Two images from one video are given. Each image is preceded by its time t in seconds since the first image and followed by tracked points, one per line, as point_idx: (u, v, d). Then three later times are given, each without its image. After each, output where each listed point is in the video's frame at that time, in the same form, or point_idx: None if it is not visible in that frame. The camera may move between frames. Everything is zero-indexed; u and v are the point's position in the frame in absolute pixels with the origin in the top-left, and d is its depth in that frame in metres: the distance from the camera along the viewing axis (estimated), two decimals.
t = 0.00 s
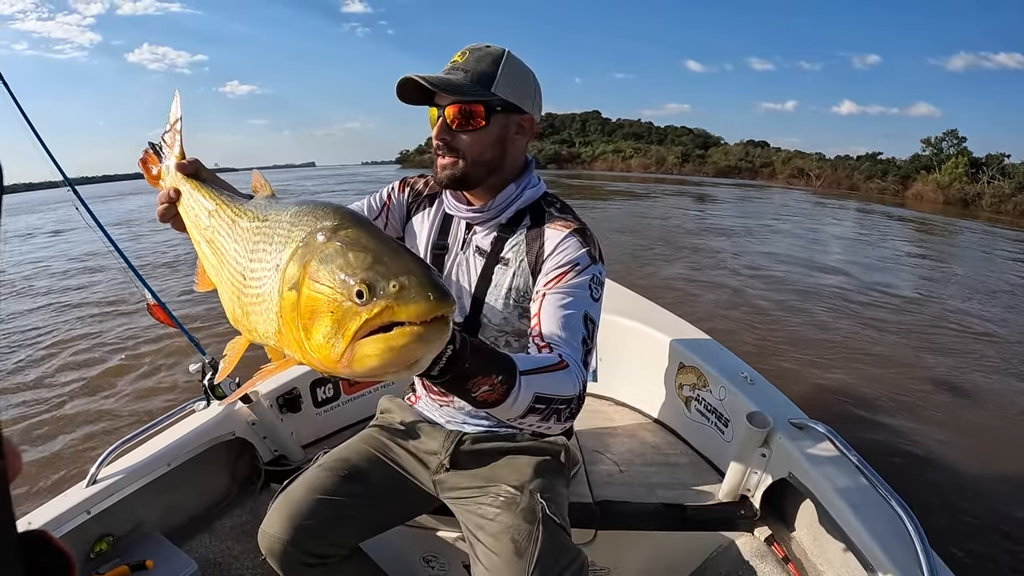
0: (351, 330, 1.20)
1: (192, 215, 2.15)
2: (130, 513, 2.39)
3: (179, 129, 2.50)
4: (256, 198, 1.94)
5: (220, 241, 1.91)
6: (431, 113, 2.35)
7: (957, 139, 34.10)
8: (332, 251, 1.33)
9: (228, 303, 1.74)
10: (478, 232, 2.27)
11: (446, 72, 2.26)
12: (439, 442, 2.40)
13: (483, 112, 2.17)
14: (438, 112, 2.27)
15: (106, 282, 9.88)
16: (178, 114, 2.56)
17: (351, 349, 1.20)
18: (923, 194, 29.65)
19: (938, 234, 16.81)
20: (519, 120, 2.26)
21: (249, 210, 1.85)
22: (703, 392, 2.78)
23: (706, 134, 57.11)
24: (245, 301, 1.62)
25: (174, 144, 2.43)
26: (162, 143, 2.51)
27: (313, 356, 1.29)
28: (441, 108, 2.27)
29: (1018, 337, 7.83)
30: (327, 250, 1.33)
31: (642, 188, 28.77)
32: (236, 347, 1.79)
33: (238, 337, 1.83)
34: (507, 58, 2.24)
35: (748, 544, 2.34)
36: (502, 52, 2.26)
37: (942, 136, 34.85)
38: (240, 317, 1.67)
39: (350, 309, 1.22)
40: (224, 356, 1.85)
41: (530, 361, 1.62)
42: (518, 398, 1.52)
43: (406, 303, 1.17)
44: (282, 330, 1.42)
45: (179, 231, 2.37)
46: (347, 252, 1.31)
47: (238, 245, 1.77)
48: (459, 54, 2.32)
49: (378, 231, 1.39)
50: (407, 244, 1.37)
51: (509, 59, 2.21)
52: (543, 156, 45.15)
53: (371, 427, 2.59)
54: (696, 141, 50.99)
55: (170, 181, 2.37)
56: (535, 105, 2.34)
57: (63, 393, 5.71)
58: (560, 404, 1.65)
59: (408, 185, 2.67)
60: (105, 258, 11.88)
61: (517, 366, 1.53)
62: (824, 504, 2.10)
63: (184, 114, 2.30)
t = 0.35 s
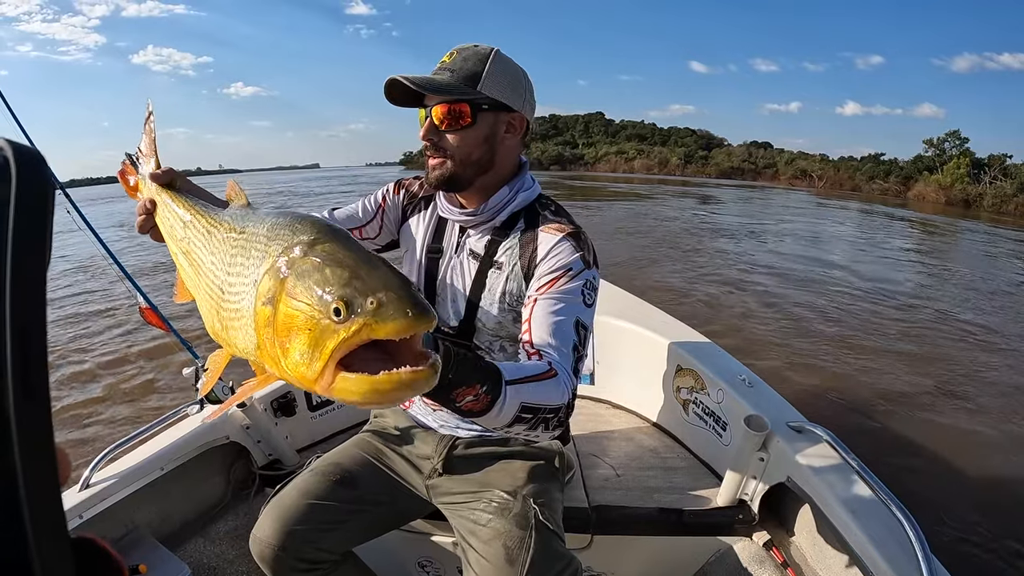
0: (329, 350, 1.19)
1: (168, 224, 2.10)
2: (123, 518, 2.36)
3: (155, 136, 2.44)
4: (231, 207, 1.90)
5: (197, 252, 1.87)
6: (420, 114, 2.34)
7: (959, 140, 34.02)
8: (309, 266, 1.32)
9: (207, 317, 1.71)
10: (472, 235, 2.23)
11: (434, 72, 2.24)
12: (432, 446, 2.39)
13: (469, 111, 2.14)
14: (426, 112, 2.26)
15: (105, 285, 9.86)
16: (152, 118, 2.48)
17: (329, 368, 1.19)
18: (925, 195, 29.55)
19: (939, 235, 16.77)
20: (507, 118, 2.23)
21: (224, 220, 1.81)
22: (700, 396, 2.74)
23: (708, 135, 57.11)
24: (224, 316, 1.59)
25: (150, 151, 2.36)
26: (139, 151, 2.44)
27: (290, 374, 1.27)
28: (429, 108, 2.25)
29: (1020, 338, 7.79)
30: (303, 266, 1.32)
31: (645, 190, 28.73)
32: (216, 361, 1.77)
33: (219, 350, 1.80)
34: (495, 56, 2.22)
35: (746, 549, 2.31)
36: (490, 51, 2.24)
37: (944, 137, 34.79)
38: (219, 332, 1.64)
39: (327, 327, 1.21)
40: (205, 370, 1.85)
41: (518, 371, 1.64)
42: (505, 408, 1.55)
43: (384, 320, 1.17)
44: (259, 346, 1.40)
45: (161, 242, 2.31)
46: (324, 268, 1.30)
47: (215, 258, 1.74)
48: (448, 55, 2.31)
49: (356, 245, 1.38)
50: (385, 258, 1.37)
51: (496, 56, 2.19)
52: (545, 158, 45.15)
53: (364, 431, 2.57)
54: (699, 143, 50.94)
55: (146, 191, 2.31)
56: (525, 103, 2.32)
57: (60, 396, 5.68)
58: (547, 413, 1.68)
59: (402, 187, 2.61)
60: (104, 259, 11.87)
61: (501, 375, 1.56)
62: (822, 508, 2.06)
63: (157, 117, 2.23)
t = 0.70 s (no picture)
0: (306, 386, 1.19)
1: (158, 230, 2.09)
2: (122, 518, 2.36)
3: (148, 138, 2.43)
4: (216, 216, 1.89)
5: (183, 262, 1.86)
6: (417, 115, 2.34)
7: (962, 141, 33.91)
8: (286, 297, 1.31)
9: (193, 329, 1.71)
10: (469, 237, 2.23)
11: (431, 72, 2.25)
12: (431, 448, 2.38)
13: (464, 110, 2.14)
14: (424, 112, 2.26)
15: (106, 286, 9.87)
16: (144, 119, 2.47)
17: (307, 404, 1.19)
18: (928, 196, 29.48)
19: (942, 236, 16.70)
20: (503, 117, 2.23)
21: (209, 231, 1.81)
22: (700, 398, 2.73)
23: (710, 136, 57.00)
24: (209, 332, 1.59)
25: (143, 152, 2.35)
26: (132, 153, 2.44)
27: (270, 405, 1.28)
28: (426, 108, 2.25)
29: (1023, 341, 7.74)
30: (280, 298, 1.31)
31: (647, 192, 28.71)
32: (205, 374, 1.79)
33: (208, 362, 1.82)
34: (490, 56, 2.22)
35: (746, 552, 2.28)
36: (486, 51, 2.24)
37: (947, 138, 34.67)
38: (204, 347, 1.64)
39: (304, 362, 1.21)
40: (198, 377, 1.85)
41: (510, 378, 1.63)
42: (496, 416, 1.55)
43: (360, 361, 1.16)
44: (242, 370, 1.41)
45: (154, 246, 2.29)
46: (301, 301, 1.28)
47: (200, 271, 1.73)
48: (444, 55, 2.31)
49: (335, 273, 1.37)
50: (364, 287, 1.35)
51: (491, 56, 2.19)
52: (548, 159, 45.14)
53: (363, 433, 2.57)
54: (701, 144, 50.96)
55: (139, 195, 2.31)
56: (522, 103, 2.31)
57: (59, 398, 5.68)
58: (539, 420, 1.67)
59: (401, 189, 2.60)
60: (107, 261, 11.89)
61: (493, 384, 1.56)
62: (823, 511, 2.04)
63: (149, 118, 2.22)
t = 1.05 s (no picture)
0: (299, 388, 1.19)
1: (157, 227, 2.09)
2: (121, 518, 2.36)
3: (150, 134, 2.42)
4: (217, 214, 1.89)
5: (180, 259, 1.86)
6: (425, 108, 2.34)
7: (963, 142, 33.85)
8: (283, 299, 1.31)
9: (187, 327, 1.71)
10: (468, 238, 2.23)
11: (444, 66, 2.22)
12: (430, 449, 2.38)
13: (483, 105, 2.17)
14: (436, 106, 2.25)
15: (109, 287, 9.92)
16: (147, 114, 2.47)
17: (299, 406, 1.19)
18: (929, 197, 29.41)
19: (944, 237, 16.66)
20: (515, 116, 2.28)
21: (207, 229, 1.81)
22: (700, 399, 2.73)
23: (713, 137, 56.98)
24: (203, 330, 1.59)
25: (146, 147, 2.35)
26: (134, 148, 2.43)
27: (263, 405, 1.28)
28: (439, 102, 2.25)
29: None
30: (276, 299, 1.31)
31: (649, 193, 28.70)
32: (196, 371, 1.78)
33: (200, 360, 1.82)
34: (501, 58, 2.26)
35: (746, 553, 2.27)
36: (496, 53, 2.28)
37: (950, 139, 34.60)
38: (199, 344, 1.64)
39: (298, 365, 1.21)
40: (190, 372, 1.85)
41: (504, 380, 1.63)
42: (491, 418, 1.55)
43: (354, 366, 1.16)
44: (235, 370, 1.41)
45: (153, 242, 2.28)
46: (297, 303, 1.28)
47: (196, 268, 1.73)
48: (451, 52, 2.30)
49: (333, 278, 1.37)
50: (362, 291, 1.35)
51: (504, 57, 2.23)
52: (550, 160, 45.20)
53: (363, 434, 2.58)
54: (703, 146, 50.93)
55: (139, 190, 2.30)
56: (527, 106, 2.38)
57: (62, 397, 5.71)
58: (533, 422, 1.68)
59: (401, 189, 2.60)
60: (110, 261, 11.95)
61: (487, 386, 1.56)
62: (822, 513, 2.03)
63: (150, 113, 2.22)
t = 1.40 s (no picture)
0: (331, 363, 1.20)
1: (163, 228, 2.09)
2: (125, 522, 2.37)
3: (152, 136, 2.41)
4: (230, 213, 1.91)
5: (191, 258, 1.86)
6: (439, 108, 2.29)
7: (963, 142, 33.81)
8: (313, 279, 1.32)
9: (200, 323, 1.71)
10: (471, 239, 2.23)
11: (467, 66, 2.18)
12: (434, 450, 2.39)
13: (511, 110, 2.21)
14: (458, 106, 2.23)
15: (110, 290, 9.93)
16: (151, 117, 2.45)
17: (329, 381, 1.19)
18: (929, 198, 29.36)
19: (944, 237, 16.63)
20: (528, 122, 2.34)
21: (221, 227, 1.82)
22: (702, 399, 2.73)
23: (714, 138, 56.87)
24: (219, 324, 1.59)
25: (149, 150, 2.34)
26: (137, 152, 2.41)
27: (287, 384, 1.27)
28: (461, 102, 2.23)
29: None
30: (308, 278, 1.32)
31: (649, 194, 28.68)
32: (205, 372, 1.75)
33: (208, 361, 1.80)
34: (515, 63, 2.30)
35: (748, 552, 2.28)
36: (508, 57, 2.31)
37: (949, 139, 34.57)
38: (212, 339, 1.64)
39: (330, 340, 1.21)
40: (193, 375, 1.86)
41: (511, 380, 1.64)
42: (498, 417, 1.55)
43: (391, 338, 1.18)
44: (255, 354, 1.40)
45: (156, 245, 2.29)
46: (329, 281, 1.30)
47: (211, 263, 1.73)
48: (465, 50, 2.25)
49: (361, 261, 1.39)
50: (390, 275, 1.38)
51: (519, 64, 2.28)
52: (550, 162, 45.22)
53: (366, 435, 2.58)
54: (704, 146, 50.91)
55: (142, 193, 2.30)
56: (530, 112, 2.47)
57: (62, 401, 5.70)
58: (540, 421, 1.67)
59: (401, 192, 2.60)
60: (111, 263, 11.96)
61: (495, 386, 1.56)
62: (825, 511, 2.03)
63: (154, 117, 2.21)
